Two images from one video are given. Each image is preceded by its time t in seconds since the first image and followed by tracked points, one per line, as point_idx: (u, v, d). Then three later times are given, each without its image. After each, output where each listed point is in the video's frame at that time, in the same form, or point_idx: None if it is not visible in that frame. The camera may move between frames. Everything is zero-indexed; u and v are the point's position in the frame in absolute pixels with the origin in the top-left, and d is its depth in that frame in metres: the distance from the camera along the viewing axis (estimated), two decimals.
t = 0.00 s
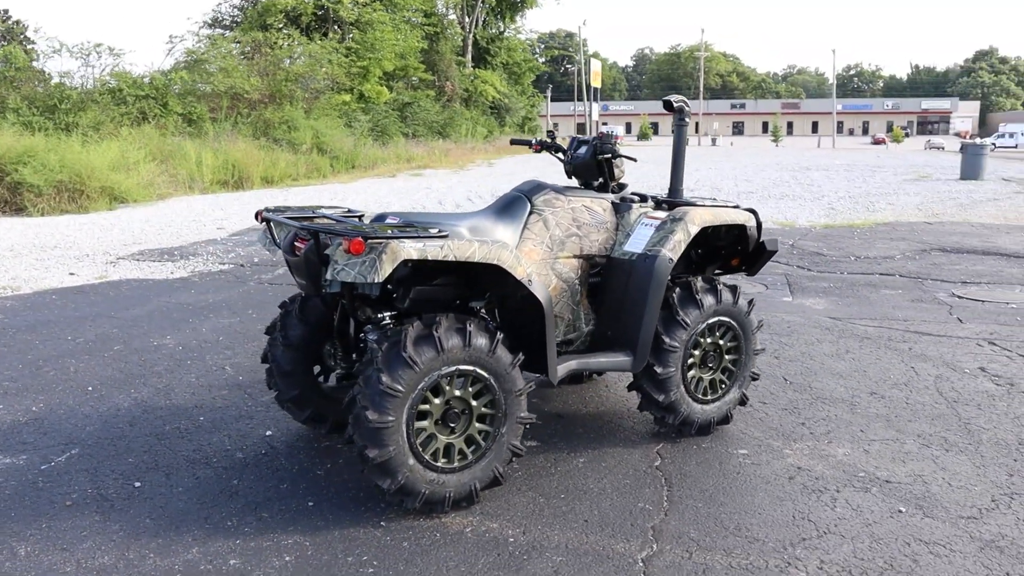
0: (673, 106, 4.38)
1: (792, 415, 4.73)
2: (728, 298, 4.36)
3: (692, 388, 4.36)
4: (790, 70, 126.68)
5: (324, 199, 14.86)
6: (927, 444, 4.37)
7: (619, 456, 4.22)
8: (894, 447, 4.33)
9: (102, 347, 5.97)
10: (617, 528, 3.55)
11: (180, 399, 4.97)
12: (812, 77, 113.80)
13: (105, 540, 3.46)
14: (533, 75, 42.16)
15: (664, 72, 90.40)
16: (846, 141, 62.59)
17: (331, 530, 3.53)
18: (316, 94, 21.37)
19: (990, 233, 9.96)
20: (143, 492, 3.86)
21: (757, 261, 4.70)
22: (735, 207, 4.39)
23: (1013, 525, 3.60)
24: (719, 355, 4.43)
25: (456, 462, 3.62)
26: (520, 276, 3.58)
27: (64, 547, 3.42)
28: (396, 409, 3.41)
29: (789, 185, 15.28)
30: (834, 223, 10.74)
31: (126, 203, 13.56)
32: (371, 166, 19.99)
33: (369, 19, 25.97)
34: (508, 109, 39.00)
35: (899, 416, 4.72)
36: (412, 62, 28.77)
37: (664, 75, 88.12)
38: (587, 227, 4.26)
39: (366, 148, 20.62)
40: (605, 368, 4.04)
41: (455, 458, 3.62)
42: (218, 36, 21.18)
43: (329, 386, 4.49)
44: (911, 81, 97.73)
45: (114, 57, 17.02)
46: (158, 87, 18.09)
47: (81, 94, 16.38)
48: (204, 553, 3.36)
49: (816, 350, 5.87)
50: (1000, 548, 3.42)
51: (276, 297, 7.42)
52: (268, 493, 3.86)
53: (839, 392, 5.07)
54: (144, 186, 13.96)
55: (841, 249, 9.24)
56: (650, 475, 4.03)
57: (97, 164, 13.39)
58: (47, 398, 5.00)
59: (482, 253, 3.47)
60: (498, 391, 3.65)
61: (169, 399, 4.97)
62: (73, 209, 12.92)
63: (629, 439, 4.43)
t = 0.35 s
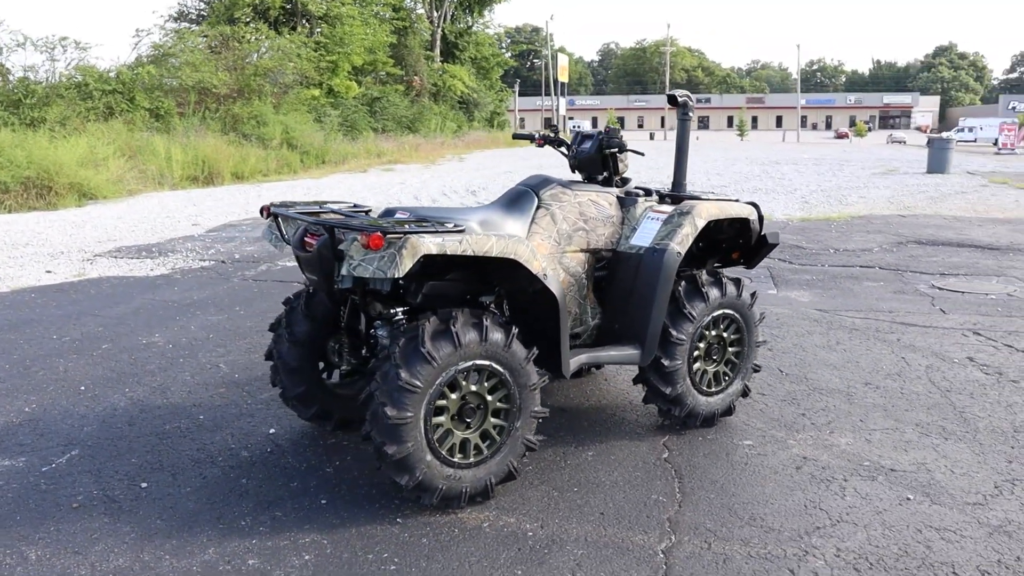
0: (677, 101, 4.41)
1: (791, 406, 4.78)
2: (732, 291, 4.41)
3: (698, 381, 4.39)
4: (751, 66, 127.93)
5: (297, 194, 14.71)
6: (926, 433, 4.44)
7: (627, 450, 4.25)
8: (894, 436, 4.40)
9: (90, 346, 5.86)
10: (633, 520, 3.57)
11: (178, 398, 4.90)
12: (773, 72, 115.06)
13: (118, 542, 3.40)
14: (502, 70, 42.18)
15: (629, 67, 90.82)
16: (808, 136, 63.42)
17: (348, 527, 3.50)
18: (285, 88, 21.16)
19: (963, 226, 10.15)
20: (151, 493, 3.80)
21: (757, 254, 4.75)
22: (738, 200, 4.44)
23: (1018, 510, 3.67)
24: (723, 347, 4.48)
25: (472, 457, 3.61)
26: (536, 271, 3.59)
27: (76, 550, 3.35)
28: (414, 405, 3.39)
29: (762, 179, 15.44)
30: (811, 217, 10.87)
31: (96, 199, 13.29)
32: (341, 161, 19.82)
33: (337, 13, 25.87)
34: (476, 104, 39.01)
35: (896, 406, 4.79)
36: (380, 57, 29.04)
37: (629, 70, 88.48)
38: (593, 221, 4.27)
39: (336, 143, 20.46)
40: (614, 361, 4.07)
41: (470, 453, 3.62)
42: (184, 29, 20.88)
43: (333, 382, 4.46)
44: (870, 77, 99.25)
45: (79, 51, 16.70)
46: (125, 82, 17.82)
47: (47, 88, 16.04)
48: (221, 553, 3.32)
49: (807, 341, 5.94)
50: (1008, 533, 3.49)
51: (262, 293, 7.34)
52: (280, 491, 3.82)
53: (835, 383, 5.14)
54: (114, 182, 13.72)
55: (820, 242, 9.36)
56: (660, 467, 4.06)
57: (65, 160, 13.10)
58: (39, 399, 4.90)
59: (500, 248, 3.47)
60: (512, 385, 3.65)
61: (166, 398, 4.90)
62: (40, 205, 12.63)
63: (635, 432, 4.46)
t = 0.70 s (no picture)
0: (676, 98, 4.43)
1: (787, 399, 4.85)
2: (731, 286, 4.46)
3: (699, 376, 4.44)
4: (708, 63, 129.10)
5: (265, 190, 14.54)
6: (920, 423, 4.54)
7: (630, 445, 4.28)
8: (889, 427, 4.49)
9: (73, 348, 5.74)
10: (646, 514, 3.60)
11: (171, 399, 4.83)
12: (731, 67, 116.22)
13: (128, 548, 3.34)
14: (465, 66, 42.09)
15: (590, 63, 91.21)
16: (766, 131, 64.20)
17: (362, 528, 3.48)
18: (249, 85, 20.93)
19: (931, 220, 10.38)
20: (156, 496, 3.74)
21: (751, 249, 4.81)
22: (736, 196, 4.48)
23: (1016, 497, 3.77)
24: (722, 342, 4.53)
25: (484, 455, 3.61)
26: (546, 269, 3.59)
27: (86, 556, 3.28)
28: (429, 403, 3.38)
29: (730, 175, 15.60)
30: (783, 212, 11.02)
31: (60, 197, 13.01)
32: (307, 158, 19.64)
33: (301, 9, 25.73)
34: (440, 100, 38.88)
35: (888, 398, 4.88)
36: (343, 53, 28.93)
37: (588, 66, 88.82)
38: (595, 218, 4.25)
39: (301, 139, 20.27)
40: (620, 357, 4.09)
41: (483, 451, 3.61)
42: (145, 25, 20.54)
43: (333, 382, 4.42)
44: (825, 73, 100.79)
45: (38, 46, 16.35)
46: (85, 78, 17.56)
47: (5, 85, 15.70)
48: (236, 557, 3.28)
49: (794, 335, 6.03)
50: (1010, 520, 3.59)
51: (243, 292, 7.25)
52: (288, 492, 3.78)
53: (826, 376, 5.22)
54: (77, 179, 13.44)
55: (795, 236, 9.50)
56: (666, 461, 4.10)
57: (27, 157, 12.80)
58: (27, 402, 4.79)
59: (512, 246, 3.46)
60: (523, 382, 3.65)
61: (159, 399, 4.82)
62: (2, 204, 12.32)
63: (636, 427, 4.48)
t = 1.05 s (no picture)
0: (668, 94, 4.50)
1: (774, 390, 4.95)
2: (722, 280, 4.53)
3: (693, 368, 4.51)
4: (660, 59, 130.26)
5: (228, 186, 14.35)
6: (906, 412, 4.66)
7: (628, 437, 4.32)
8: (876, 416, 4.60)
9: (52, 349, 5.63)
10: (652, 505, 3.65)
11: (160, 400, 4.76)
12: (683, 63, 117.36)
13: (137, 551, 3.30)
14: (422, 63, 41.93)
15: (544, 59, 91.44)
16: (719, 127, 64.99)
17: (371, 525, 3.48)
18: (205, 81, 20.69)
19: (893, 213, 10.64)
20: (157, 499, 3.69)
21: (739, 244, 4.89)
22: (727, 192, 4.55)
23: (1005, 482, 3.91)
24: (714, 335, 4.60)
25: (492, 451, 3.63)
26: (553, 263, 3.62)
27: (94, 561, 3.23)
28: (440, 400, 3.39)
29: (693, 171, 15.79)
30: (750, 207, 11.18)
31: (16, 195, 12.70)
32: (265, 155, 19.41)
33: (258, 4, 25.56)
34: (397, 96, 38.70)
35: (871, 388, 5.01)
36: (300, 49, 28.83)
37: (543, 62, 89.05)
38: (591, 214, 4.29)
39: (258, 136, 20.01)
40: (619, 350, 4.14)
41: (490, 446, 3.63)
42: (98, 19, 20.17)
43: (329, 379, 4.39)
44: (776, 70, 102.47)
45: None
46: (38, 74, 17.32)
47: None
48: (249, 557, 3.25)
49: (774, 327, 6.14)
50: (1001, 503, 3.72)
51: (221, 290, 7.16)
52: (293, 490, 3.76)
53: (810, 367, 5.33)
54: (34, 176, 13.14)
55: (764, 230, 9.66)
56: (663, 452, 4.15)
57: None
58: (11, 405, 4.68)
59: (521, 242, 3.49)
60: (529, 377, 3.68)
61: (148, 400, 4.75)
62: None
63: (631, 420, 4.53)
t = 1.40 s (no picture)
0: (655, 88, 4.56)
1: (758, 378, 5.05)
2: (710, 270, 4.60)
3: (683, 358, 4.58)
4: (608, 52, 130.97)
5: (185, 180, 14.09)
6: (886, 397, 4.79)
7: (622, 426, 4.38)
8: (858, 401, 4.72)
9: (26, 348, 5.50)
10: (655, 492, 3.70)
11: (146, 398, 4.68)
12: (632, 56, 118.18)
13: (142, 552, 3.25)
14: (375, 55, 41.63)
15: (495, 52, 91.35)
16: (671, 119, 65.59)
17: (378, 519, 3.48)
18: (156, 73, 20.48)
19: (852, 204, 10.89)
20: (157, 498, 3.64)
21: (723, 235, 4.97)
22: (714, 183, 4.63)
23: (988, 462, 4.05)
24: (702, 325, 4.68)
25: (495, 442, 3.65)
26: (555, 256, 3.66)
27: (99, 563, 3.18)
28: (448, 392, 3.40)
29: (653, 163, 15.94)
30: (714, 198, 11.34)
31: None
32: (219, 149, 19.07)
33: None
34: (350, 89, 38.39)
35: (851, 374, 5.13)
36: (252, 41, 28.61)
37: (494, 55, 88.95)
38: (583, 207, 4.31)
39: (212, 129, 19.69)
40: (614, 341, 4.18)
41: (493, 438, 3.65)
42: (44, 10, 19.73)
43: (322, 374, 4.37)
44: (725, 62, 103.75)
45: None
46: None
47: None
48: (258, 555, 3.23)
49: (750, 316, 6.25)
50: (987, 482, 3.85)
51: (193, 285, 7.06)
52: (295, 486, 3.74)
53: (790, 355, 5.45)
54: None
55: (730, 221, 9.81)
56: (658, 440, 4.21)
57: None
58: None
59: (524, 235, 3.53)
60: (531, 368, 3.71)
61: (133, 399, 4.67)
62: None
63: (623, 410, 4.59)
